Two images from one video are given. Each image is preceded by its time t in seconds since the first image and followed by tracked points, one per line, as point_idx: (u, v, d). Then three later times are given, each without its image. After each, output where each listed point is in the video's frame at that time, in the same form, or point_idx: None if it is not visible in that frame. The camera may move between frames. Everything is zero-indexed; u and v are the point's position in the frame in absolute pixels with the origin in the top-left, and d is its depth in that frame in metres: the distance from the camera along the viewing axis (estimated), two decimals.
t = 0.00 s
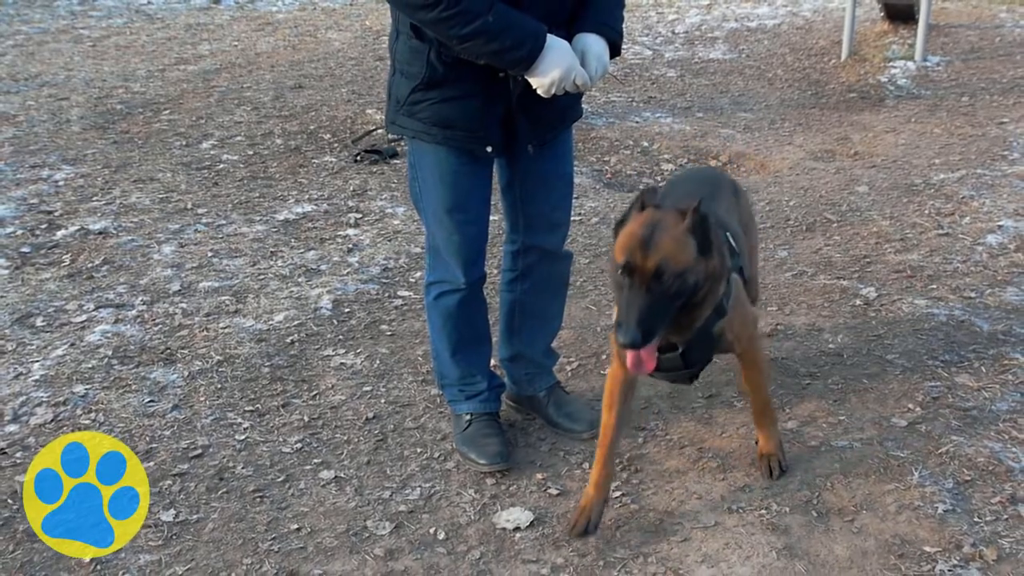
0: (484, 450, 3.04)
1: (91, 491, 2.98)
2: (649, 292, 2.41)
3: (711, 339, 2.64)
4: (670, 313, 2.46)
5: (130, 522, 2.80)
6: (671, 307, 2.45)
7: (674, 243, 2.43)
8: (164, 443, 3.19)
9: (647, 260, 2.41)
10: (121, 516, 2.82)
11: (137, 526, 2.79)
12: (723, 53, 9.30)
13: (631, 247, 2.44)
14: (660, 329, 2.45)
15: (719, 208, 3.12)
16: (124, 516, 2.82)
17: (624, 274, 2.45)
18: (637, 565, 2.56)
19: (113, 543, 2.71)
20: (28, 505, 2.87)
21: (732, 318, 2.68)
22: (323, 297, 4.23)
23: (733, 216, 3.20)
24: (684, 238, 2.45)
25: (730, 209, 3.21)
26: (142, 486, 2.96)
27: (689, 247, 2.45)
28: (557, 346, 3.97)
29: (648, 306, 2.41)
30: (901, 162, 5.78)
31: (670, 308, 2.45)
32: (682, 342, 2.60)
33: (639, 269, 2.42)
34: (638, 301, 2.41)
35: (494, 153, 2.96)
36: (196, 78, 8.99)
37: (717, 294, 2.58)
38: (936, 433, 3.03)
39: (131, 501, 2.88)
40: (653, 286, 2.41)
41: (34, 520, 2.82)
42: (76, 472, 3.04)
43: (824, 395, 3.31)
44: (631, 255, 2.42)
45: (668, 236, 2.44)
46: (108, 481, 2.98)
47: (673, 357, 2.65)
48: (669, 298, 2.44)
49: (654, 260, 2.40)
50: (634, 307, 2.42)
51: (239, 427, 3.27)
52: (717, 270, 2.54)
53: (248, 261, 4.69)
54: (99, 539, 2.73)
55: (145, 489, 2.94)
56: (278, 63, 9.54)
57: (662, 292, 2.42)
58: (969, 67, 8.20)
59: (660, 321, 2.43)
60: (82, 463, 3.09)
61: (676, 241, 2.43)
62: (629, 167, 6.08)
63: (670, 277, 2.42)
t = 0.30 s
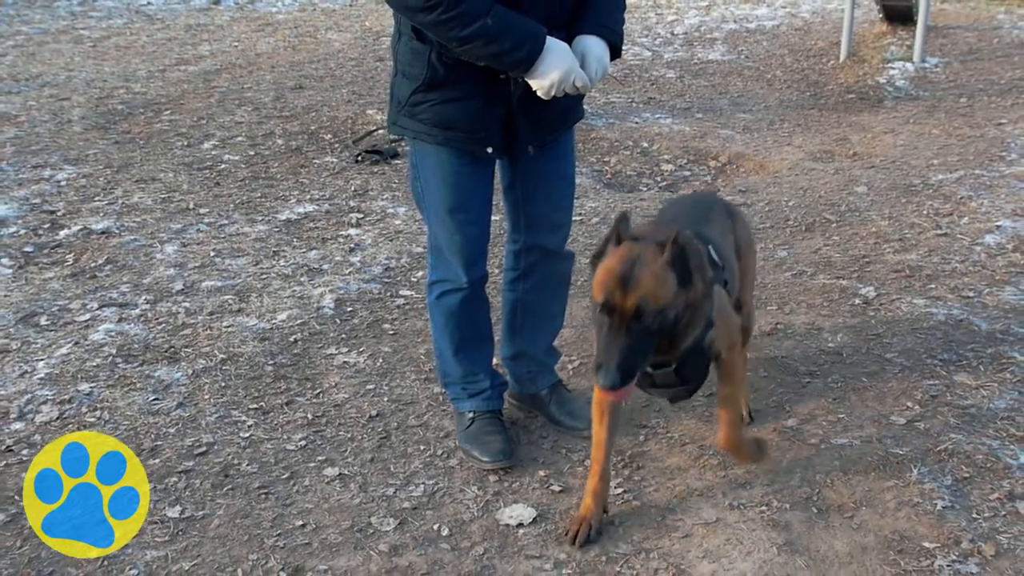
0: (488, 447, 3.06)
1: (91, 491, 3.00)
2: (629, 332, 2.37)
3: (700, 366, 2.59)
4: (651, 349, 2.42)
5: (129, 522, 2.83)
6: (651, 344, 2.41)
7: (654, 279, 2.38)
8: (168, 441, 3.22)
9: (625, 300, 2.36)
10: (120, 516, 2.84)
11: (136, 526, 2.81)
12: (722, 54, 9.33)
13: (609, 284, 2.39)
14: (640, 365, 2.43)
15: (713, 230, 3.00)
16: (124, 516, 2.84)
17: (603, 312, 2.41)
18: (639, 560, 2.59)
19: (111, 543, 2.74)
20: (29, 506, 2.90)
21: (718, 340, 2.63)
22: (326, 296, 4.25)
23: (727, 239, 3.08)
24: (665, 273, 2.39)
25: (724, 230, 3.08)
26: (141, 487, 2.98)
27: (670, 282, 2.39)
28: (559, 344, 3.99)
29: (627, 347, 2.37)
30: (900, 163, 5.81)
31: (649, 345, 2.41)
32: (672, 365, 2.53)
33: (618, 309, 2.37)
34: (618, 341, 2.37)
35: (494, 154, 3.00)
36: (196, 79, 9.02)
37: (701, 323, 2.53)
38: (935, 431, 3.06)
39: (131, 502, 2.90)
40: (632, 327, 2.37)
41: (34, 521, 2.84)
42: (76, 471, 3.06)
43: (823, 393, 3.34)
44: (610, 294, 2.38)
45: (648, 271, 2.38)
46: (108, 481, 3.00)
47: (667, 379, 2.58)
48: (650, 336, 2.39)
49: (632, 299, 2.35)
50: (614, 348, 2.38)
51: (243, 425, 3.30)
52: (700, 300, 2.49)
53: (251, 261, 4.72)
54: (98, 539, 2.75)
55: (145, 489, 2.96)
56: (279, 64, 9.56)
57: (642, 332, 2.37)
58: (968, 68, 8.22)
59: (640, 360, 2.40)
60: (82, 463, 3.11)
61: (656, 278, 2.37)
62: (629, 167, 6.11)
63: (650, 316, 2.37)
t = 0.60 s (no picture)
0: (494, 442, 3.11)
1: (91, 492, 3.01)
2: (604, 399, 2.23)
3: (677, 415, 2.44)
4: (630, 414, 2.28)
5: (128, 522, 2.84)
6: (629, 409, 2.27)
7: (629, 340, 2.23)
8: (179, 435, 3.27)
9: (599, 365, 2.22)
10: (119, 516, 2.85)
11: (136, 526, 2.83)
12: (721, 56, 9.39)
13: (582, 349, 2.25)
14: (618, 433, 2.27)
15: (706, 253, 2.92)
16: (124, 516, 2.85)
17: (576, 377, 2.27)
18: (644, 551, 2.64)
19: (112, 543, 2.76)
20: (29, 509, 2.91)
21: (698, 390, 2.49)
22: (332, 294, 4.30)
23: (719, 262, 3.01)
24: (641, 333, 2.25)
25: (715, 252, 3.00)
26: (141, 486, 2.99)
27: (646, 343, 2.25)
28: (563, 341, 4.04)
29: (604, 415, 2.22)
30: (898, 163, 5.86)
31: (626, 411, 2.27)
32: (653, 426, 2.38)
33: (592, 374, 2.23)
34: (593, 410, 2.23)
35: (500, 154, 3.06)
36: (199, 79, 9.06)
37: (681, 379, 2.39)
38: (934, 426, 3.11)
39: (130, 501, 2.92)
40: (607, 393, 2.22)
41: (35, 523, 2.85)
42: (77, 472, 3.08)
43: (824, 388, 3.39)
44: (583, 358, 2.24)
45: (623, 331, 2.24)
46: (108, 481, 3.02)
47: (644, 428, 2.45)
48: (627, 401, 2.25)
49: (606, 363, 2.21)
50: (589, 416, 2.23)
51: (252, 420, 3.35)
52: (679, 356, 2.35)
53: (257, 259, 4.76)
54: (97, 541, 2.77)
55: (144, 489, 2.97)
56: (280, 64, 9.61)
57: (618, 398, 2.23)
58: (965, 70, 8.29)
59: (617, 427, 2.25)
60: (82, 464, 3.12)
61: (631, 339, 2.23)
62: (630, 168, 6.16)
63: (627, 381, 2.23)
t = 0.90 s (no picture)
0: (507, 433, 3.17)
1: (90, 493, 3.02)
2: (592, 438, 2.22)
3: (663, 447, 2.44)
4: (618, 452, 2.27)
5: (129, 523, 2.85)
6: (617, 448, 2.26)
7: (620, 379, 2.21)
8: (197, 427, 3.33)
9: (589, 404, 2.20)
10: (119, 516, 2.86)
11: (137, 526, 2.84)
12: (723, 56, 9.45)
13: (571, 385, 2.23)
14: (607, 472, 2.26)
15: (707, 263, 2.96)
16: (123, 516, 2.87)
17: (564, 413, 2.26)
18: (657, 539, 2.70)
19: (111, 543, 2.77)
20: (28, 509, 2.92)
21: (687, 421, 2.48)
22: (343, 290, 4.36)
23: (718, 269, 3.05)
24: (635, 372, 2.23)
25: (716, 264, 3.03)
26: (141, 486, 3.00)
27: (639, 383, 2.23)
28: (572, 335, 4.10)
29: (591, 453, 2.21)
30: (901, 162, 5.93)
31: (615, 450, 2.25)
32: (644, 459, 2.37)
33: (581, 412, 2.22)
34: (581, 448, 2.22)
35: (511, 151, 3.12)
36: (204, 79, 9.13)
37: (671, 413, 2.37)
38: (938, 418, 3.17)
39: (131, 501, 2.93)
40: (596, 432, 2.21)
41: (34, 522, 2.86)
42: (77, 473, 3.09)
43: (830, 381, 3.45)
44: (572, 395, 2.23)
45: (615, 368, 2.22)
46: (108, 481, 3.03)
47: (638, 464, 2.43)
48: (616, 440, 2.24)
49: (596, 403, 2.19)
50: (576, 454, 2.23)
51: (268, 412, 3.41)
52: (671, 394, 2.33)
53: (267, 256, 4.82)
54: (97, 541, 2.78)
55: (144, 489, 2.99)
56: (285, 64, 9.67)
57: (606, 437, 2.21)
58: (966, 71, 8.35)
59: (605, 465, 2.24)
60: (82, 465, 3.13)
61: (621, 379, 2.20)
62: (635, 166, 6.22)
63: (617, 420, 2.21)
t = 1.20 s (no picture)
0: (531, 421, 3.25)
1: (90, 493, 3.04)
2: (596, 426, 2.24)
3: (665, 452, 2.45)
4: (621, 445, 2.29)
5: (129, 523, 2.87)
6: (621, 440, 2.27)
7: (628, 367, 2.26)
8: (227, 416, 3.42)
9: (594, 389, 2.24)
10: (119, 516, 2.88)
11: (137, 525, 2.86)
12: (732, 56, 9.54)
13: (576, 371, 2.27)
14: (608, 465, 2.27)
15: (712, 275, 2.96)
16: (123, 516, 2.89)
17: (568, 400, 2.29)
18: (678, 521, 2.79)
19: (110, 543, 2.78)
20: (29, 509, 2.94)
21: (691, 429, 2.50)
22: (364, 284, 4.45)
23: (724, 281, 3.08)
24: (642, 361, 2.28)
25: (721, 275, 3.04)
26: (141, 486, 3.02)
27: (646, 372, 2.27)
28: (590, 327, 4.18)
29: (594, 442, 2.23)
30: (910, 160, 6.01)
31: (619, 443, 2.28)
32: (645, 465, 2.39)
33: (585, 398, 2.25)
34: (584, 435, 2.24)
35: (534, 147, 3.21)
36: (218, 79, 9.23)
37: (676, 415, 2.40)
38: (950, 405, 3.25)
39: (131, 501, 2.95)
40: (600, 418, 2.24)
41: (34, 522, 2.88)
42: (76, 473, 3.12)
43: (844, 371, 3.53)
44: (576, 380, 2.26)
45: (623, 355, 2.27)
46: (108, 481, 3.05)
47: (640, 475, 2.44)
48: (619, 431, 2.26)
49: (601, 387, 2.23)
50: (578, 442, 2.24)
51: (296, 401, 3.50)
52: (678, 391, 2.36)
53: (289, 251, 4.91)
54: (97, 541, 2.79)
55: (144, 489, 3.00)
56: (297, 65, 9.77)
57: (611, 424, 2.24)
58: (973, 70, 8.42)
59: (607, 456, 2.25)
60: (82, 466, 3.15)
61: (629, 365, 2.25)
62: (647, 164, 6.30)
63: (622, 408, 2.24)
